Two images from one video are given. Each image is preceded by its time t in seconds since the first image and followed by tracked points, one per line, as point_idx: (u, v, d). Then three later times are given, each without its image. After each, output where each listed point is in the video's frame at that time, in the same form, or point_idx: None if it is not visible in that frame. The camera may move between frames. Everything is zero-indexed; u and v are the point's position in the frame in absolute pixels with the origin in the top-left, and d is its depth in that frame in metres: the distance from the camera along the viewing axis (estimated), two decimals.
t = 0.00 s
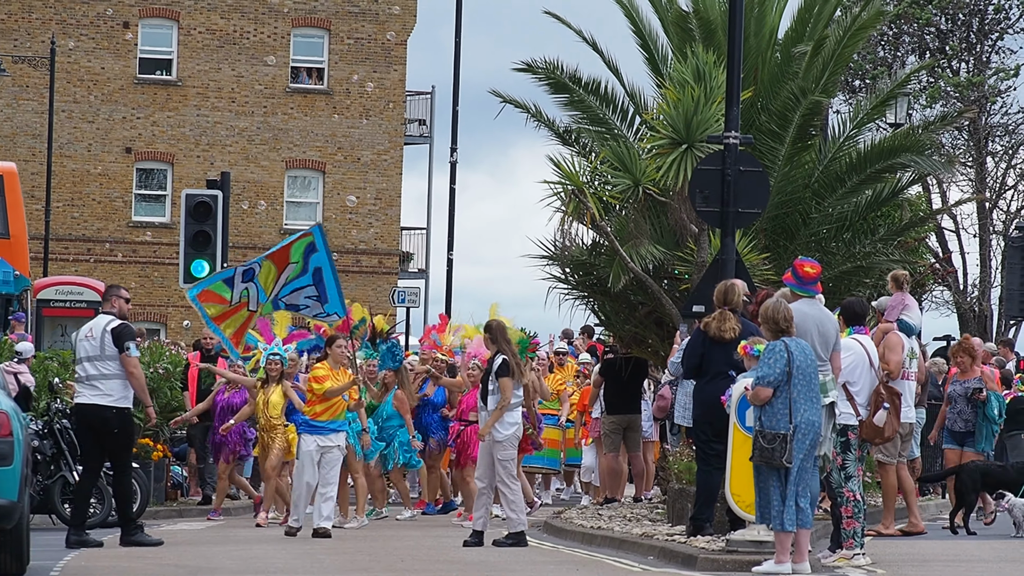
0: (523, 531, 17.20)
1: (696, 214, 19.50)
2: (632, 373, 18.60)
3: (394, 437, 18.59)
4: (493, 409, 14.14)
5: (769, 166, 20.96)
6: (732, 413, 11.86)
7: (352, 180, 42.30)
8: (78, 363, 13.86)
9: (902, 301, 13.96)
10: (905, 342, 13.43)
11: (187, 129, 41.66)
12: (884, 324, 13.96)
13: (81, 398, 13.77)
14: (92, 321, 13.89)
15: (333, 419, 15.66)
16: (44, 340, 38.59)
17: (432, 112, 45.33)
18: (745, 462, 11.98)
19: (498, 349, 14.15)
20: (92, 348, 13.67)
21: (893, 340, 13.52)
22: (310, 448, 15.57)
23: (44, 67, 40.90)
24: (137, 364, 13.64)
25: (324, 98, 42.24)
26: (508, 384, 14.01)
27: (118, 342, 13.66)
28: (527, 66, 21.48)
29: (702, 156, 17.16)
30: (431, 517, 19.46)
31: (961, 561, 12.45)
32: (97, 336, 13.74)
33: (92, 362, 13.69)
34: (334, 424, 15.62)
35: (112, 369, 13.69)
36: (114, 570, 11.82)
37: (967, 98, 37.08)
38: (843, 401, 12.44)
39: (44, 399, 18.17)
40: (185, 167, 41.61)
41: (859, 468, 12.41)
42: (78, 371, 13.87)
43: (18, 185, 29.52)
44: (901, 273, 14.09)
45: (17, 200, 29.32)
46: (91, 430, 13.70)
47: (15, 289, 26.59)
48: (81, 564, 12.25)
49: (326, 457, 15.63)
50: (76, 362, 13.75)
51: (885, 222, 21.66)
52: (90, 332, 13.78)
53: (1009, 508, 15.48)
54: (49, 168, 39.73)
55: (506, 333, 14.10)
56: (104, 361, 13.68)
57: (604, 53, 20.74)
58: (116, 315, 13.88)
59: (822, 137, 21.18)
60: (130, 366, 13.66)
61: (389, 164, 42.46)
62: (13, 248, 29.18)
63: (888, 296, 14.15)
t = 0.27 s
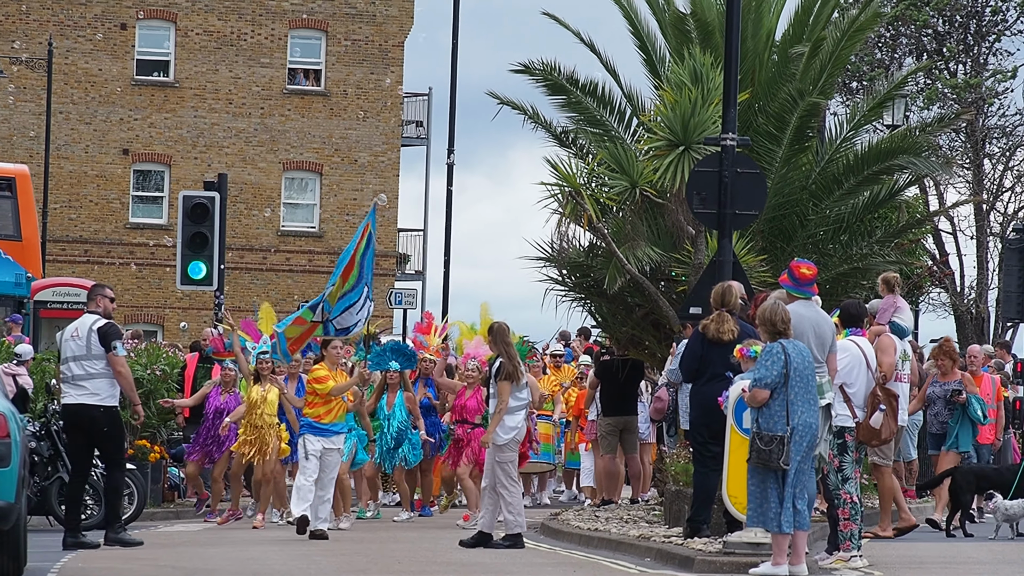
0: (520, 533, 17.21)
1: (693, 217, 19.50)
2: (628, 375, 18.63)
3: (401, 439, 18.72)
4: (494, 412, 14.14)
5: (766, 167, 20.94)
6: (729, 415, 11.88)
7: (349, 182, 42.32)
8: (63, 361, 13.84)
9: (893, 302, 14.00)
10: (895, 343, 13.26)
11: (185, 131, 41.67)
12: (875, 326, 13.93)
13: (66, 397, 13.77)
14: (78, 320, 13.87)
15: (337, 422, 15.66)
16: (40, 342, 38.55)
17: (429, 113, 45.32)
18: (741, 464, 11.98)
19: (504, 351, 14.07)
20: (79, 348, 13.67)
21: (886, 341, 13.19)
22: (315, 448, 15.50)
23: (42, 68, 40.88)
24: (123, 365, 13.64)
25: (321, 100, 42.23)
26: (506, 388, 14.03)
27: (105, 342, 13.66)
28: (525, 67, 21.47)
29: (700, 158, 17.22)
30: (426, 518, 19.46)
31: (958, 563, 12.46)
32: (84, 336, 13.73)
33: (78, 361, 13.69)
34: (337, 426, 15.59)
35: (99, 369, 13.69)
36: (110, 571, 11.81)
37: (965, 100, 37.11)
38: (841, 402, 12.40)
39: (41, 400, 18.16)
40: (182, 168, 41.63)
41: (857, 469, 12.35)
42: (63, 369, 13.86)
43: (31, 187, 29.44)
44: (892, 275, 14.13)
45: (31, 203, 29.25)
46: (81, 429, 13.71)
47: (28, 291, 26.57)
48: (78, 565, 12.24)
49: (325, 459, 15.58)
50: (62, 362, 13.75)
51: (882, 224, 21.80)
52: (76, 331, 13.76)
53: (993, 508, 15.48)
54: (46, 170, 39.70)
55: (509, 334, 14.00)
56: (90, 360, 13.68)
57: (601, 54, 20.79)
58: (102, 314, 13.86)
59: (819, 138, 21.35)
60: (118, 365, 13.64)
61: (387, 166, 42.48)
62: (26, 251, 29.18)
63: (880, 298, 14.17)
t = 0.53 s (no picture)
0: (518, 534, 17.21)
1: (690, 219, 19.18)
2: (625, 377, 18.62)
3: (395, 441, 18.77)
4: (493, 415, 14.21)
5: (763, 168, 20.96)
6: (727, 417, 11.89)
7: (347, 184, 42.34)
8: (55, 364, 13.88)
9: (887, 305, 14.00)
10: (891, 345, 13.23)
11: (182, 133, 41.66)
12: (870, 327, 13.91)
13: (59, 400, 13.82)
14: (71, 323, 13.90)
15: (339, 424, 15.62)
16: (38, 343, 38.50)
17: (427, 115, 45.33)
18: (738, 466, 11.98)
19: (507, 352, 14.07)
20: (72, 352, 13.71)
21: (883, 344, 13.20)
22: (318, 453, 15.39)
23: (39, 70, 40.86)
24: (117, 370, 13.66)
25: (319, 101, 42.22)
26: (504, 390, 14.10)
27: (99, 346, 13.69)
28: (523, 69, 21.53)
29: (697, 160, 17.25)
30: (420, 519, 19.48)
31: (955, 565, 12.47)
32: (77, 340, 13.76)
33: (71, 365, 13.72)
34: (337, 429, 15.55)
35: (92, 374, 13.73)
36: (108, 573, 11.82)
37: (962, 102, 37.17)
38: (838, 405, 12.37)
39: (39, 402, 18.16)
40: (180, 170, 41.68)
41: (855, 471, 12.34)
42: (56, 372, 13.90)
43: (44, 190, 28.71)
44: (885, 278, 14.13)
45: (44, 205, 28.37)
46: (72, 432, 13.74)
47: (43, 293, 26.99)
48: (76, 567, 12.26)
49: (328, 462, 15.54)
50: (55, 366, 13.78)
51: (880, 226, 21.79)
52: (69, 334, 13.79)
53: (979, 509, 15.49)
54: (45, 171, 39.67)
55: (512, 337, 14.04)
56: (83, 365, 13.72)
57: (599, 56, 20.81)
58: (94, 318, 13.89)
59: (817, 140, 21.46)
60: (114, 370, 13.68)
61: (384, 168, 42.56)
62: (40, 254, 28.17)
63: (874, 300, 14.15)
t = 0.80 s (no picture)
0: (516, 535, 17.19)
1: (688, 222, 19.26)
2: (623, 378, 18.48)
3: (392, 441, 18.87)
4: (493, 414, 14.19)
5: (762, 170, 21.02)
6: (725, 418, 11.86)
7: (344, 185, 42.35)
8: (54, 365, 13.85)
9: (882, 305, 13.99)
10: (890, 348, 13.13)
11: (180, 134, 41.65)
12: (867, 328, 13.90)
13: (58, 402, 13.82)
14: (72, 325, 13.81)
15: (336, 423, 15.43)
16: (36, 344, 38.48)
17: (425, 116, 45.33)
18: (737, 467, 11.97)
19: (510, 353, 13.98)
20: (72, 356, 13.68)
21: (880, 345, 13.08)
22: (318, 454, 15.31)
23: (38, 71, 40.87)
24: (117, 378, 13.66)
25: (317, 103, 42.22)
26: (506, 391, 14.05)
27: (99, 353, 13.66)
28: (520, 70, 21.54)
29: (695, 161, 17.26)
30: (414, 520, 19.44)
31: (955, 567, 12.46)
32: (77, 345, 13.72)
33: (70, 369, 13.70)
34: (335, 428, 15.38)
35: (91, 380, 13.72)
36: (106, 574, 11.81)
37: (960, 103, 37.19)
38: (836, 406, 12.38)
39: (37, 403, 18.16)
40: (178, 171, 41.71)
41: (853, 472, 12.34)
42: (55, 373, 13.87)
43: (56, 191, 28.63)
44: (879, 279, 14.12)
45: (56, 208, 28.35)
46: (68, 435, 13.73)
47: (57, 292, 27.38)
48: (74, 568, 12.27)
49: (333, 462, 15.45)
50: (54, 368, 13.76)
51: (878, 228, 21.79)
52: (68, 338, 13.73)
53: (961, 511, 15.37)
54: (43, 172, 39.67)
55: (517, 338, 13.96)
56: (82, 370, 13.70)
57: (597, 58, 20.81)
58: (96, 322, 13.82)
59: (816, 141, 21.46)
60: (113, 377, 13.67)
61: (383, 169, 42.53)
62: (50, 256, 28.30)
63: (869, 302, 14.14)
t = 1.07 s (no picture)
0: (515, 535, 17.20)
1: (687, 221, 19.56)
2: (621, 379, 18.43)
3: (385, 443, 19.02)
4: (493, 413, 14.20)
5: (760, 170, 21.20)
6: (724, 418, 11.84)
7: (343, 185, 42.37)
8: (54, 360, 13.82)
9: (881, 307, 14.01)
10: (888, 347, 13.13)
11: (179, 134, 41.63)
12: (866, 328, 13.94)
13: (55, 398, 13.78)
14: (75, 321, 13.80)
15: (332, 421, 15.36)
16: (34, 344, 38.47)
17: (423, 117, 45.34)
18: (735, 467, 11.95)
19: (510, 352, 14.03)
20: (73, 353, 13.67)
21: (879, 345, 13.08)
22: (313, 455, 15.35)
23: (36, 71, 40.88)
24: (117, 379, 13.68)
25: (315, 103, 42.26)
26: (506, 390, 14.07)
27: (102, 352, 13.67)
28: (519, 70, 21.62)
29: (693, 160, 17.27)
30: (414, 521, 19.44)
31: (954, 567, 12.46)
32: (79, 341, 13.71)
33: (71, 365, 13.69)
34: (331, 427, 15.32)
35: (91, 378, 13.71)
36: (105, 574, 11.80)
37: (959, 103, 37.24)
38: (836, 407, 12.43)
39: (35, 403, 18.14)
40: (176, 171, 41.66)
41: (852, 473, 12.37)
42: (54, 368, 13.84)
43: (66, 192, 28.79)
44: (877, 278, 14.14)
45: (65, 210, 28.63)
46: (65, 432, 13.71)
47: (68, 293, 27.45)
48: (73, 567, 12.29)
49: (332, 461, 15.38)
50: (54, 364, 13.73)
51: (877, 228, 21.82)
52: (71, 334, 13.72)
53: (944, 511, 15.28)
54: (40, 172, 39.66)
55: (518, 338, 14.00)
56: (83, 368, 13.69)
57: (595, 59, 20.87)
58: (99, 320, 13.82)
59: (814, 142, 21.58)
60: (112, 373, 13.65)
61: (381, 169, 42.54)
62: (61, 257, 28.38)
63: (868, 300, 14.16)
